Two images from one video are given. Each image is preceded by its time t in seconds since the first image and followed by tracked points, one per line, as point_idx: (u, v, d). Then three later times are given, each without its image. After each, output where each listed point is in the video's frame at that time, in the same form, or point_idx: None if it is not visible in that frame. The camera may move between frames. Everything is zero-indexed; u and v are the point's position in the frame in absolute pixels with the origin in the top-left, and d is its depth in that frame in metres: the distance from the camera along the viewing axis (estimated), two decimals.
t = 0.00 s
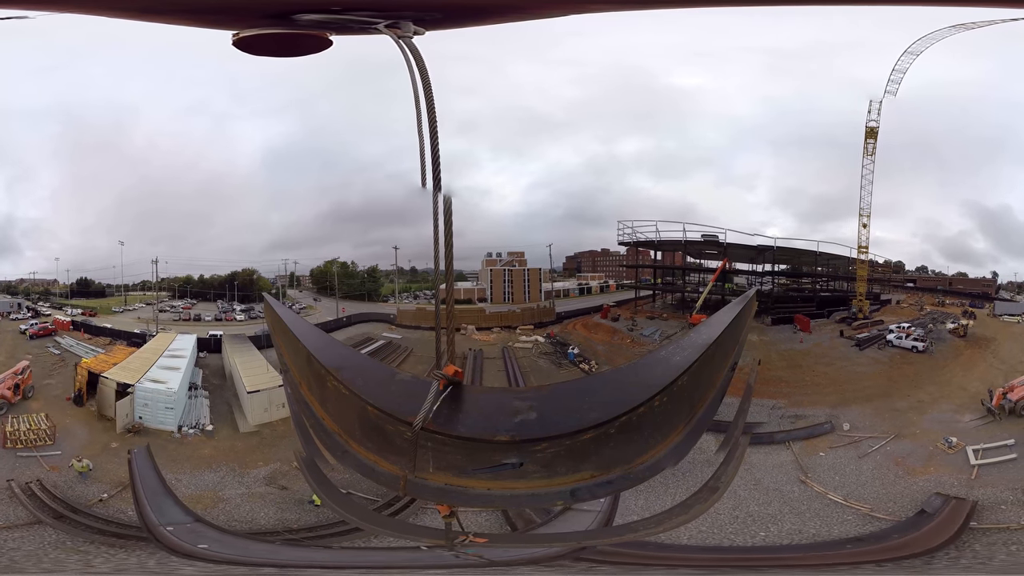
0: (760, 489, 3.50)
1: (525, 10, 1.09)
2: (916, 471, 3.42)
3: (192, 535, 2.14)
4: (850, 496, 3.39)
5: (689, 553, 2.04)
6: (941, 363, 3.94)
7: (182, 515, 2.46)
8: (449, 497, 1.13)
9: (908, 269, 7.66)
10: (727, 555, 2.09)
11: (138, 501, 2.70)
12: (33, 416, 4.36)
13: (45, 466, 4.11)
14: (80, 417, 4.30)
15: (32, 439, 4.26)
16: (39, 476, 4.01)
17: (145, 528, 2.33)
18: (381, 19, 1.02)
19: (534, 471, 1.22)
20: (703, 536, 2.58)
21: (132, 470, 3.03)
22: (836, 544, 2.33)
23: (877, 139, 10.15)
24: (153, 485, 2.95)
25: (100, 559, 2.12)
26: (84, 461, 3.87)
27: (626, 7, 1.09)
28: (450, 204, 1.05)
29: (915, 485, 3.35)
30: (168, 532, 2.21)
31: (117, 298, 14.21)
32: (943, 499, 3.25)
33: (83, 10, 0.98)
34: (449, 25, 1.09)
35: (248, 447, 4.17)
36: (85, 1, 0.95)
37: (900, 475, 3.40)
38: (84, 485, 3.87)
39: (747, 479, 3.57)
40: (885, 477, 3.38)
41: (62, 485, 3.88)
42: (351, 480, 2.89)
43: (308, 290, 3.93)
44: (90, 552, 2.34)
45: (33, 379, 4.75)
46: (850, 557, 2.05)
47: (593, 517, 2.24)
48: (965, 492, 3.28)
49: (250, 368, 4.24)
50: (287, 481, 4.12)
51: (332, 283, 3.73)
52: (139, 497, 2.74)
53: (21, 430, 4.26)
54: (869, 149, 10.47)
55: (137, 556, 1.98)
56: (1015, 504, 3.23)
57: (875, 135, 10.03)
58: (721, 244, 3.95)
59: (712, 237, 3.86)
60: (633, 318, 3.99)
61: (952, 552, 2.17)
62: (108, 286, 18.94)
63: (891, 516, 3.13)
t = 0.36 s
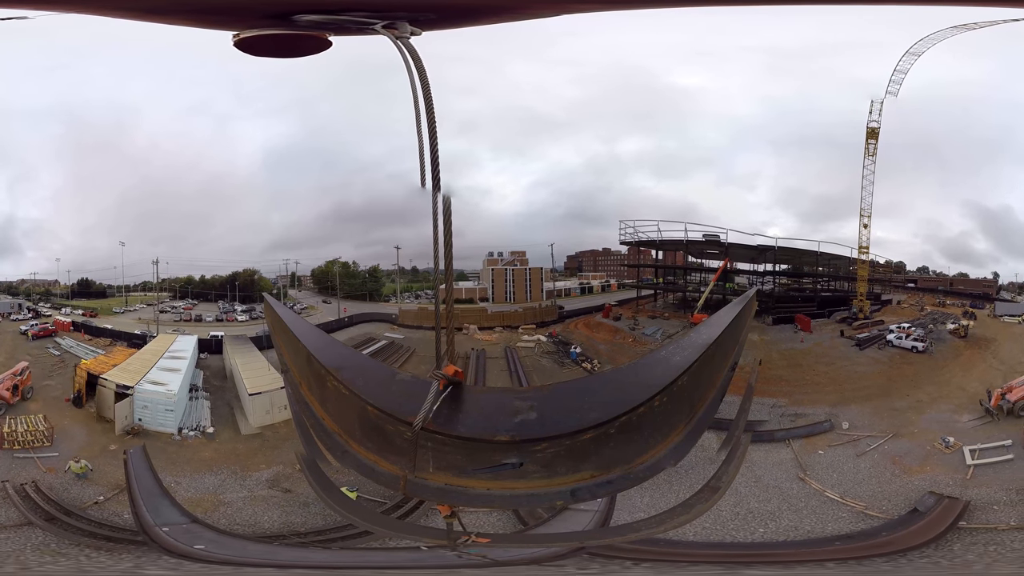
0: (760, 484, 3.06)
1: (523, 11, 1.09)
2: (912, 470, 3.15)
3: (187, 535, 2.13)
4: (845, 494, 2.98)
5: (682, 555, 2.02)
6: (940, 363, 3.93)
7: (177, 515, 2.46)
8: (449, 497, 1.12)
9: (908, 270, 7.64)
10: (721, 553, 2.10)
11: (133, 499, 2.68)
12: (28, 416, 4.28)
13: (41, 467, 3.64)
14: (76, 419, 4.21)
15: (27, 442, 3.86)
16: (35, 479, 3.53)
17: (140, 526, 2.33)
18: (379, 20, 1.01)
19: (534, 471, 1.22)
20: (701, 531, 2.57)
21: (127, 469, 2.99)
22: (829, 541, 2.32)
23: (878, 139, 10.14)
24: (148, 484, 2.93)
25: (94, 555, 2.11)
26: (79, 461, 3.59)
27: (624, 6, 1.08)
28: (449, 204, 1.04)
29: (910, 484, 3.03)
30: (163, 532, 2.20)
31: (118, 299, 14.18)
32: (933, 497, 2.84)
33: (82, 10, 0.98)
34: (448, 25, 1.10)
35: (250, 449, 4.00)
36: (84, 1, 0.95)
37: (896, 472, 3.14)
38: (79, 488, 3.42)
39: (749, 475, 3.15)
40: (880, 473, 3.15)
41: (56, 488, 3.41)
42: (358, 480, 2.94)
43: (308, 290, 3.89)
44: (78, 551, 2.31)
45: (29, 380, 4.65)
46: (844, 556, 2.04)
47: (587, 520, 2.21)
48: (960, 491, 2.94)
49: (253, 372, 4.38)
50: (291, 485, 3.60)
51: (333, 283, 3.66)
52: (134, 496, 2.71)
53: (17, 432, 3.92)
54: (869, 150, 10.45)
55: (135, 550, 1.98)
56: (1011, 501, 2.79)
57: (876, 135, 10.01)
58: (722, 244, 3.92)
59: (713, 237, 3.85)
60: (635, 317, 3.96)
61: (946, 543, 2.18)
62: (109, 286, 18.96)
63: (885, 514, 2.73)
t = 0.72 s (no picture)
0: (759, 482, 3.04)
1: (522, 11, 1.09)
2: (911, 468, 3.00)
3: (183, 536, 2.13)
4: (843, 490, 2.88)
5: (683, 552, 2.02)
6: (940, 363, 3.92)
7: (172, 516, 2.46)
8: (449, 497, 1.12)
9: (909, 270, 7.64)
10: (719, 551, 2.11)
11: (128, 502, 2.67)
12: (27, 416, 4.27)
13: (39, 467, 3.58)
14: (76, 420, 4.20)
15: (25, 442, 3.83)
16: (30, 479, 3.45)
17: (135, 526, 2.33)
18: (379, 20, 1.01)
19: (534, 471, 1.21)
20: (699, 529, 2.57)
21: (123, 470, 3.00)
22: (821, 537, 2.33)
23: (878, 139, 10.14)
24: (144, 485, 2.93)
25: (88, 552, 2.11)
26: (79, 462, 3.56)
27: (622, 6, 1.08)
28: (449, 203, 1.04)
29: (907, 482, 2.88)
30: (159, 533, 2.20)
31: (118, 299, 14.18)
32: (928, 496, 2.68)
33: (81, 10, 0.98)
34: (446, 25, 1.10)
35: (251, 451, 4.00)
36: (82, 1, 0.95)
37: (894, 470, 2.99)
38: (75, 490, 3.35)
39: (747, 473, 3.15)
40: (877, 473, 2.99)
41: (52, 488, 3.33)
42: (363, 481, 2.94)
43: (311, 290, 3.92)
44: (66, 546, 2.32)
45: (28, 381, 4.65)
46: (838, 551, 2.05)
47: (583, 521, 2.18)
48: (956, 490, 2.76)
49: (256, 375, 4.43)
50: (294, 488, 3.53)
51: (334, 283, 3.65)
52: (130, 498, 2.71)
53: (13, 432, 3.86)
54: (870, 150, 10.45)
55: (135, 549, 1.98)
56: (1007, 501, 2.58)
57: (877, 136, 10.01)
58: (723, 244, 3.93)
59: (715, 237, 3.84)
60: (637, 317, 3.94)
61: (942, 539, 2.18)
62: (109, 287, 18.99)
63: (880, 512, 2.61)
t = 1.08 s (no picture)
0: (761, 478, 3.05)
1: (523, 11, 1.09)
2: (909, 465, 3.02)
3: (180, 538, 2.13)
4: (842, 488, 2.89)
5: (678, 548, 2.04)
6: (940, 363, 3.91)
7: (170, 517, 2.46)
8: (449, 497, 1.12)
9: (909, 270, 7.64)
10: (720, 548, 2.13)
11: (125, 504, 2.67)
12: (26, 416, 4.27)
13: (35, 468, 3.59)
14: (76, 420, 4.20)
15: (21, 442, 3.84)
16: (26, 479, 3.45)
17: (132, 527, 2.33)
18: (380, 20, 1.01)
19: (534, 471, 1.21)
20: (698, 527, 2.57)
21: (118, 472, 3.01)
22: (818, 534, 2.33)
23: (879, 139, 10.12)
24: (141, 486, 2.94)
25: (86, 550, 2.11)
26: (79, 463, 3.55)
27: (624, 7, 1.08)
28: (450, 203, 1.04)
29: (904, 480, 2.91)
30: (157, 534, 2.20)
31: (118, 298, 14.16)
32: (923, 493, 2.72)
33: (82, 9, 0.98)
34: (448, 25, 1.10)
35: (251, 455, 3.99)
36: (84, 0, 0.95)
37: (891, 468, 3.01)
38: (70, 490, 3.34)
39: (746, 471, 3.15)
40: (877, 471, 3.00)
41: (47, 489, 3.31)
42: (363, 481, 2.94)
43: (314, 290, 3.94)
44: (62, 544, 2.32)
45: (28, 380, 4.65)
46: (829, 547, 2.07)
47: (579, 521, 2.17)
48: (948, 488, 2.77)
49: (258, 376, 4.44)
50: (296, 489, 3.54)
51: (336, 284, 3.61)
52: (126, 500, 2.71)
53: (11, 432, 3.87)
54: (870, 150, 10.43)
55: (135, 550, 1.98)
56: (1000, 501, 2.62)
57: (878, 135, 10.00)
58: (723, 244, 3.93)
59: (716, 237, 3.83)
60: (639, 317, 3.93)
61: (941, 538, 2.19)
62: (110, 286, 19.00)
63: (877, 510, 2.63)
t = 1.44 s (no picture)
0: (763, 476, 3.06)
1: (523, 10, 1.09)
2: (907, 464, 2.99)
3: (179, 539, 2.12)
4: (840, 486, 2.88)
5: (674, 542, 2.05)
6: (941, 362, 3.90)
7: (169, 518, 2.46)
8: (449, 497, 1.12)
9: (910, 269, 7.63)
10: (730, 545, 2.14)
11: (121, 503, 2.66)
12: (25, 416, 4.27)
13: (32, 469, 3.58)
14: (75, 420, 4.20)
15: (19, 442, 3.84)
16: (22, 480, 3.46)
17: (130, 529, 2.32)
18: (379, 20, 1.01)
19: (534, 471, 1.21)
20: (701, 524, 2.55)
21: (115, 471, 2.99)
22: (815, 531, 2.34)
23: (879, 139, 10.12)
24: (138, 486, 2.93)
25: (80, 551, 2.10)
26: (76, 464, 3.56)
27: (624, 6, 1.08)
28: (449, 203, 1.04)
29: (902, 478, 2.88)
30: (155, 534, 2.20)
31: (120, 298, 14.19)
32: (918, 492, 2.69)
33: (81, 9, 0.98)
34: (448, 24, 1.09)
35: (252, 456, 3.99)
36: (83, 0, 0.95)
37: (889, 467, 2.99)
38: (67, 491, 3.33)
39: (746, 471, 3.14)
40: (875, 470, 2.99)
41: (43, 490, 3.32)
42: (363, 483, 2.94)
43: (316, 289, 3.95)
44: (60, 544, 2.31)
45: (27, 380, 4.65)
46: (820, 545, 2.08)
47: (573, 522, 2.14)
48: (943, 488, 2.74)
49: (259, 378, 4.45)
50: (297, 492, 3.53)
51: (337, 284, 3.59)
52: (123, 499, 2.70)
53: (9, 433, 3.88)
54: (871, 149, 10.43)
55: (133, 550, 1.98)
56: (996, 500, 2.58)
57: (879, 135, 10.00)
58: (724, 245, 3.93)
59: (717, 237, 3.82)
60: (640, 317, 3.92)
61: (929, 536, 2.15)
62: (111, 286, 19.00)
63: (874, 508, 2.62)
